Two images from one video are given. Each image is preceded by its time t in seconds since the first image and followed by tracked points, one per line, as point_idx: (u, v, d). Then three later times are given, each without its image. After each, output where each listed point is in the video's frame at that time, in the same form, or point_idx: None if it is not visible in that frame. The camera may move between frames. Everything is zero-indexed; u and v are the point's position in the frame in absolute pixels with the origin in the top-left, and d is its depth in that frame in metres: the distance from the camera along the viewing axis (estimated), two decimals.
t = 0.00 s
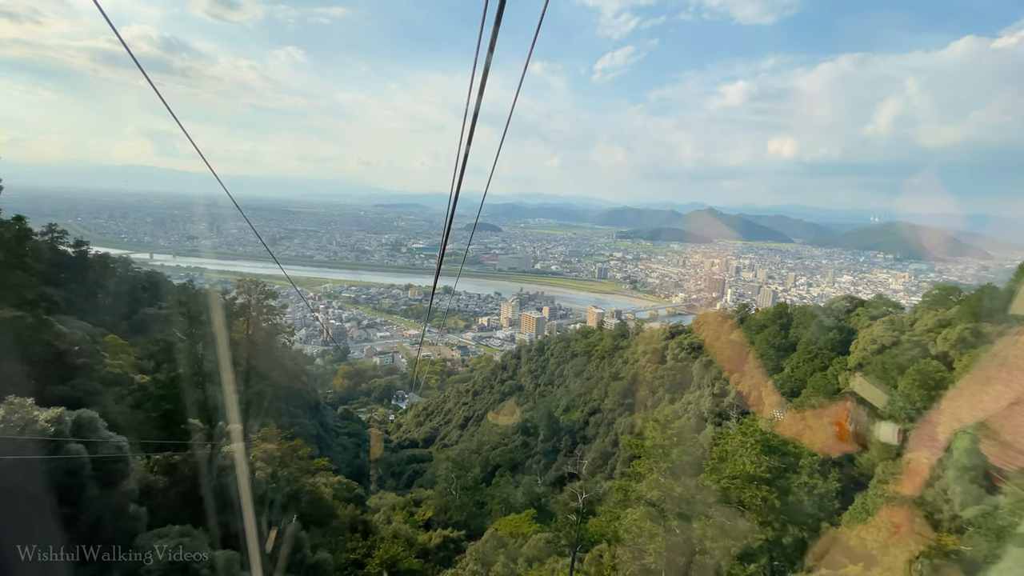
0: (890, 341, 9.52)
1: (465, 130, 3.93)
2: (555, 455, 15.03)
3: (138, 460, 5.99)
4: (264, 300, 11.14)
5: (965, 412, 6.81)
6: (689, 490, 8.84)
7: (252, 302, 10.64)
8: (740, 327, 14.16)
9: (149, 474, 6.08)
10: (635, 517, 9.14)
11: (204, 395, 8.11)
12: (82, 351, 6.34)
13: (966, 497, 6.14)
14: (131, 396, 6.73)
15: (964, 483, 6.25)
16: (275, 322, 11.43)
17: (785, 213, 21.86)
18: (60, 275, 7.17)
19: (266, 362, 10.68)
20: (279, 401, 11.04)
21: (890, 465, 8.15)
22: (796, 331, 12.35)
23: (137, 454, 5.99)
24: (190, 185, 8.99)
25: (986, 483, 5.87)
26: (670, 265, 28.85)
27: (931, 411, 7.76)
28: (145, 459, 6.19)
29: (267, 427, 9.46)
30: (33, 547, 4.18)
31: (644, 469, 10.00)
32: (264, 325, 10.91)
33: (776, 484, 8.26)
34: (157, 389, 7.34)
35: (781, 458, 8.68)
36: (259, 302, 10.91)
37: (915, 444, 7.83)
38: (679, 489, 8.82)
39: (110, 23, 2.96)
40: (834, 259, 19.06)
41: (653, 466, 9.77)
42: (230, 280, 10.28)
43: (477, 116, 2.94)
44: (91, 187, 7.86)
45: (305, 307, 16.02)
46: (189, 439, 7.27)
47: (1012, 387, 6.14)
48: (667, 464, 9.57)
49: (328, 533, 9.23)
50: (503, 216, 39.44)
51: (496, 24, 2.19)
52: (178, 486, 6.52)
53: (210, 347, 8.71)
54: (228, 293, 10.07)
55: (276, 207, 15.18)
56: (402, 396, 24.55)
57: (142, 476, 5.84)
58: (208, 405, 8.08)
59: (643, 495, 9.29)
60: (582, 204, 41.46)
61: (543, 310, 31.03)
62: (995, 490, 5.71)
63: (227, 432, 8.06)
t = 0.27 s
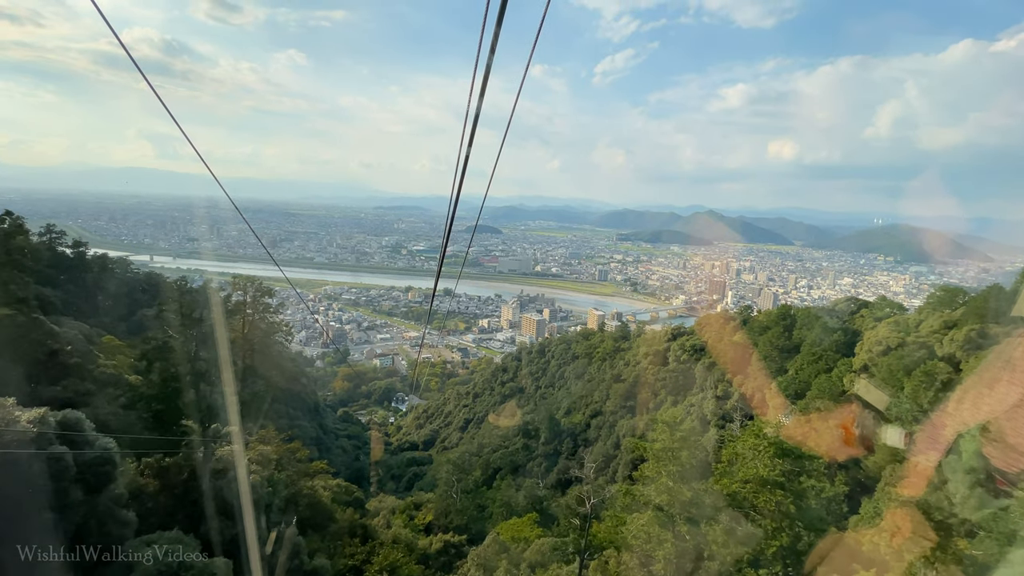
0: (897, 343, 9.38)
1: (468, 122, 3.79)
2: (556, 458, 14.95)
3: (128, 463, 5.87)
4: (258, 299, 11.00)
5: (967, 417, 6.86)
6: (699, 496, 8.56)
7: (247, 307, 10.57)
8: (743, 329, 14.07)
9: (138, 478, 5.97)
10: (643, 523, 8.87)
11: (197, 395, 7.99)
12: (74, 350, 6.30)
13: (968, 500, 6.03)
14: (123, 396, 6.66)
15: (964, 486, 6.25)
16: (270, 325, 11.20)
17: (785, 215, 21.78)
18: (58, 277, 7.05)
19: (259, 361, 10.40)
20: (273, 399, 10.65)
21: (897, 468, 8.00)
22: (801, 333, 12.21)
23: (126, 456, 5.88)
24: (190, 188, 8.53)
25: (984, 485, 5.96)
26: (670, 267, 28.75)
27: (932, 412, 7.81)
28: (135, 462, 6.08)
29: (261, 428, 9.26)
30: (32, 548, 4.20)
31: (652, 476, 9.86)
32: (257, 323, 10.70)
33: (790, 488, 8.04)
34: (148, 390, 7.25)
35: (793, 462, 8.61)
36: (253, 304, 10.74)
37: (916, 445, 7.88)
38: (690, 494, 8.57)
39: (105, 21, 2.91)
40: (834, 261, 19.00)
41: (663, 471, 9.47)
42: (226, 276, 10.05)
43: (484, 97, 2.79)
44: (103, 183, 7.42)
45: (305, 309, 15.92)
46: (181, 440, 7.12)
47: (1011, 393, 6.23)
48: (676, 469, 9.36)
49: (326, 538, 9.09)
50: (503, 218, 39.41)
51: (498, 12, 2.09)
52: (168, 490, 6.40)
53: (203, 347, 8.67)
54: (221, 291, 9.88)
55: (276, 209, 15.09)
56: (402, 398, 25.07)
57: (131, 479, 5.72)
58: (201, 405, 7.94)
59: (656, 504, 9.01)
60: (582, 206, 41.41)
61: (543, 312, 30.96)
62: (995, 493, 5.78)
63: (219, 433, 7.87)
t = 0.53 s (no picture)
0: (901, 344, 9.12)
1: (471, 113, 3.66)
2: (557, 461, 14.86)
3: (116, 466, 5.75)
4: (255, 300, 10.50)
5: (967, 417, 6.74)
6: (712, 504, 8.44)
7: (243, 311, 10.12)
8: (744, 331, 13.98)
9: (127, 482, 5.85)
10: (651, 528, 8.59)
11: (188, 394, 7.83)
12: (65, 350, 6.23)
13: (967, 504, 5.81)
14: (114, 397, 6.58)
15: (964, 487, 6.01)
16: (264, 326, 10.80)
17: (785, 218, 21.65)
18: (51, 277, 6.98)
19: (258, 361, 10.25)
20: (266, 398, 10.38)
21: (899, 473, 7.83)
22: (804, 335, 12.04)
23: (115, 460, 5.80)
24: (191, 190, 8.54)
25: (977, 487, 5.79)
26: (670, 270, 28.64)
27: (933, 414, 7.67)
28: (123, 466, 5.98)
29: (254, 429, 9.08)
30: (33, 548, 4.26)
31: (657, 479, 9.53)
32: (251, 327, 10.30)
33: (805, 493, 7.98)
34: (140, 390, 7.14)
35: (803, 466, 8.66)
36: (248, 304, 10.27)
37: (918, 446, 7.74)
38: (702, 500, 8.47)
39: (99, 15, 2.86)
40: (834, 264, 18.92)
41: (670, 474, 9.18)
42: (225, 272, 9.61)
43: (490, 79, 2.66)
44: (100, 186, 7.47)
45: (304, 311, 15.79)
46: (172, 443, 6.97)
47: (1013, 391, 6.13)
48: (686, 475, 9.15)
49: (323, 543, 8.95)
50: (503, 220, 39.34)
51: None
52: (157, 495, 6.26)
53: (198, 343, 8.51)
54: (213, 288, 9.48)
55: (276, 211, 14.98)
56: (401, 400, 25.24)
57: (119, 483, 5.61)
58: (193, 405, 7.79)
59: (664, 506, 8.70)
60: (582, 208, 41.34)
61: (543, 315, 30.86)
62: (989, 491, 5.66)
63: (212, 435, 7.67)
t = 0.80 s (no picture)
0: (906, 345, 8.87)
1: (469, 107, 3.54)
2: (557, 464, 14.74)
3: (101, 471, 5.67)
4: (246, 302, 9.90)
5: (966, 420, 6.59)
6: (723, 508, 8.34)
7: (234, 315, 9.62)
8: (744, 334, 13.88)
9: (113, 486, 5.80)
10: (657, 533, 8.39)
11: (178, 395, 7.62)
12: (55, 350, 6.15)
13: (971, 512, 5.68)
14: (100, 400, 6.50)
15: (962, 491, 5.88)
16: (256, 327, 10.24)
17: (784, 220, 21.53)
18: (56, 278, 7.14)
19: (256, 362, 10.15)
20: (258, 400, 9.99)
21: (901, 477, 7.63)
22: (805, 337, 11.88)
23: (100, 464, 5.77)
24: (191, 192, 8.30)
25: (977, 492, 5.68)
26: (669, 272, 28.53)
27: (934, 417, 7.47)
28: (109, 470, 5.95)
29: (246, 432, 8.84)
30: (30, 549, 4.35)
31: (663, 482, 9.39)
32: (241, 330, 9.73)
33: (822, 498, 7.73)
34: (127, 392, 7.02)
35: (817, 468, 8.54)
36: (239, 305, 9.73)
37: (917, 448, 7.54)
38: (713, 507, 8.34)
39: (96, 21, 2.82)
40: (832, 266, 18.83)
41: (677, 480, 8.98)
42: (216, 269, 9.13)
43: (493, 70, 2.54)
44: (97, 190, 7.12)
45: (303, 313, 15.65)
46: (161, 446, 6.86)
47: (1014, 391, 5.94)
48: (694, 481, 8.95)
49: (320, 549, 8.82)
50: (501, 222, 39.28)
51: None
52: (146, 500, 6.19)
53: (189, 340, 8.18)
54: (202, 286, 8.97)
55: (274, 213, 14.86)
56: (401, 403, 25.07)
57: (104, 488, 5.55)
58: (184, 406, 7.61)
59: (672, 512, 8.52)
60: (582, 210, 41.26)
61: (542, 317, 30.78)
62: (989, 496, 5.56)
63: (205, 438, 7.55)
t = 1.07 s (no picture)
0: (908, 346, 8.77)
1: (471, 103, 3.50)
2: (556, 466, 14.66)
3: (87, 474, 5.65)
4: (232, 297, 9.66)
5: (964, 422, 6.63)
6: (732, 508, 8.42)
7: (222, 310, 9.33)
8: (744, 335, 13.83)
9: (99, 491, 5.78)
10: (665, 538, 8.43)
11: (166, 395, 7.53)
12: (43, 349, 6.06)
13: (971, 512, 5.66)
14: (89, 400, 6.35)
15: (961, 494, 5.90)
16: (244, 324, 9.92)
17: (782, 222, 21.45)
18: (39, 277, 6.83)
19: (252, 363, 9.95)
20: (248, 401, 9.59)
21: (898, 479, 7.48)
22: (807, 338, 11.84)
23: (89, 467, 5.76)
24: (188, 195, 8.31)
25: (979, 494, 5.69)
26: (668, 274, 28.44)
27: (932, 417, 7.36)
28: (96, 474, 5.92)
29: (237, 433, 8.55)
30: (31, 549, 4.50)
31: (666, 484, 9.40)
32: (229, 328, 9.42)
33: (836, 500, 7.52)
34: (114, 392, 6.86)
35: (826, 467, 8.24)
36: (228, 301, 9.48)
37: (910, 450, 7.45)
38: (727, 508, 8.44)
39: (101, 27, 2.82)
40: (830, 267, 18.79)
41: (682, 484, 9.02)
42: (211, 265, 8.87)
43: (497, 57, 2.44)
44: (98, 191, 6.85)
45: (301, 314, 15.56)
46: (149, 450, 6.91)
47: (1008, 396, 6.03)
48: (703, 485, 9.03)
49: (316, 554, 8.62)
50: (500, 224, 39.21)
51: None
52: (133, 504, 6.27)
53: (176, 338, 7.99)
54: (191, 283, 8.67)
55: (271, 215, 14.77)
56: (399, 404, 25.54)
57: (90, 492, 5.55)
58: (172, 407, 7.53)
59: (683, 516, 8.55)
60: (580, 212, 41.21)
61: (541, 319, 30.71)
62: (988, 500, 5.56)
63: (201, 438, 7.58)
